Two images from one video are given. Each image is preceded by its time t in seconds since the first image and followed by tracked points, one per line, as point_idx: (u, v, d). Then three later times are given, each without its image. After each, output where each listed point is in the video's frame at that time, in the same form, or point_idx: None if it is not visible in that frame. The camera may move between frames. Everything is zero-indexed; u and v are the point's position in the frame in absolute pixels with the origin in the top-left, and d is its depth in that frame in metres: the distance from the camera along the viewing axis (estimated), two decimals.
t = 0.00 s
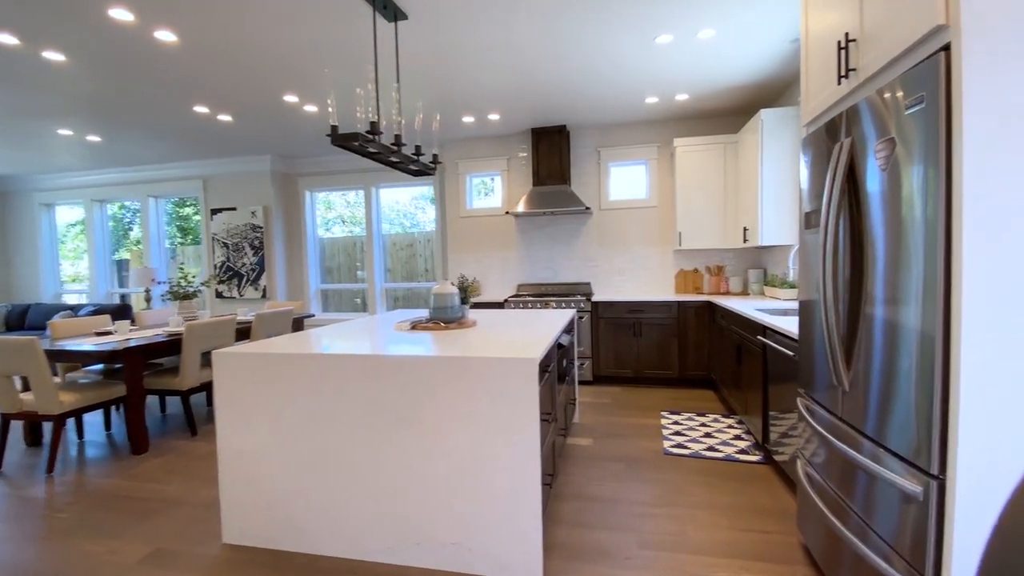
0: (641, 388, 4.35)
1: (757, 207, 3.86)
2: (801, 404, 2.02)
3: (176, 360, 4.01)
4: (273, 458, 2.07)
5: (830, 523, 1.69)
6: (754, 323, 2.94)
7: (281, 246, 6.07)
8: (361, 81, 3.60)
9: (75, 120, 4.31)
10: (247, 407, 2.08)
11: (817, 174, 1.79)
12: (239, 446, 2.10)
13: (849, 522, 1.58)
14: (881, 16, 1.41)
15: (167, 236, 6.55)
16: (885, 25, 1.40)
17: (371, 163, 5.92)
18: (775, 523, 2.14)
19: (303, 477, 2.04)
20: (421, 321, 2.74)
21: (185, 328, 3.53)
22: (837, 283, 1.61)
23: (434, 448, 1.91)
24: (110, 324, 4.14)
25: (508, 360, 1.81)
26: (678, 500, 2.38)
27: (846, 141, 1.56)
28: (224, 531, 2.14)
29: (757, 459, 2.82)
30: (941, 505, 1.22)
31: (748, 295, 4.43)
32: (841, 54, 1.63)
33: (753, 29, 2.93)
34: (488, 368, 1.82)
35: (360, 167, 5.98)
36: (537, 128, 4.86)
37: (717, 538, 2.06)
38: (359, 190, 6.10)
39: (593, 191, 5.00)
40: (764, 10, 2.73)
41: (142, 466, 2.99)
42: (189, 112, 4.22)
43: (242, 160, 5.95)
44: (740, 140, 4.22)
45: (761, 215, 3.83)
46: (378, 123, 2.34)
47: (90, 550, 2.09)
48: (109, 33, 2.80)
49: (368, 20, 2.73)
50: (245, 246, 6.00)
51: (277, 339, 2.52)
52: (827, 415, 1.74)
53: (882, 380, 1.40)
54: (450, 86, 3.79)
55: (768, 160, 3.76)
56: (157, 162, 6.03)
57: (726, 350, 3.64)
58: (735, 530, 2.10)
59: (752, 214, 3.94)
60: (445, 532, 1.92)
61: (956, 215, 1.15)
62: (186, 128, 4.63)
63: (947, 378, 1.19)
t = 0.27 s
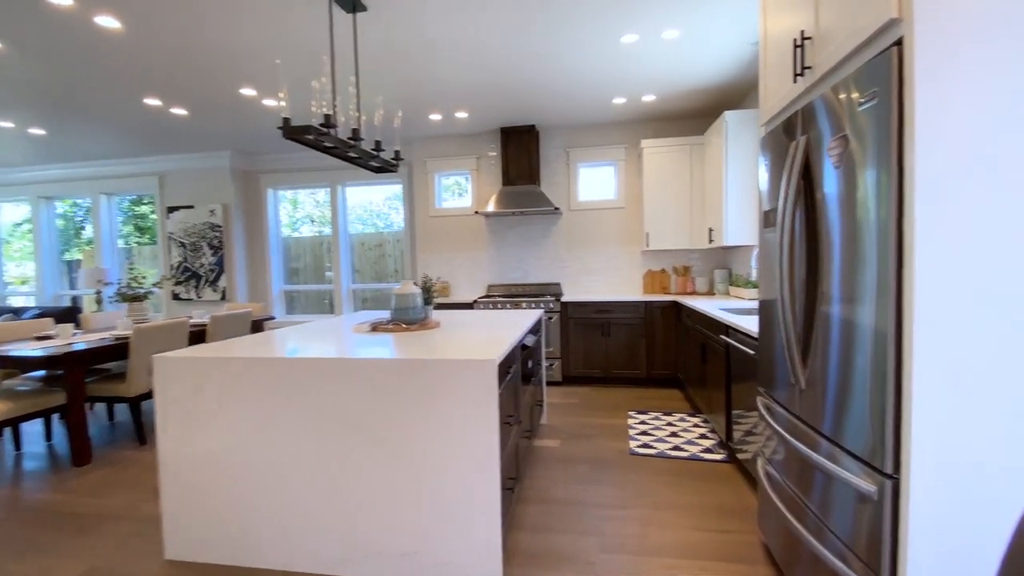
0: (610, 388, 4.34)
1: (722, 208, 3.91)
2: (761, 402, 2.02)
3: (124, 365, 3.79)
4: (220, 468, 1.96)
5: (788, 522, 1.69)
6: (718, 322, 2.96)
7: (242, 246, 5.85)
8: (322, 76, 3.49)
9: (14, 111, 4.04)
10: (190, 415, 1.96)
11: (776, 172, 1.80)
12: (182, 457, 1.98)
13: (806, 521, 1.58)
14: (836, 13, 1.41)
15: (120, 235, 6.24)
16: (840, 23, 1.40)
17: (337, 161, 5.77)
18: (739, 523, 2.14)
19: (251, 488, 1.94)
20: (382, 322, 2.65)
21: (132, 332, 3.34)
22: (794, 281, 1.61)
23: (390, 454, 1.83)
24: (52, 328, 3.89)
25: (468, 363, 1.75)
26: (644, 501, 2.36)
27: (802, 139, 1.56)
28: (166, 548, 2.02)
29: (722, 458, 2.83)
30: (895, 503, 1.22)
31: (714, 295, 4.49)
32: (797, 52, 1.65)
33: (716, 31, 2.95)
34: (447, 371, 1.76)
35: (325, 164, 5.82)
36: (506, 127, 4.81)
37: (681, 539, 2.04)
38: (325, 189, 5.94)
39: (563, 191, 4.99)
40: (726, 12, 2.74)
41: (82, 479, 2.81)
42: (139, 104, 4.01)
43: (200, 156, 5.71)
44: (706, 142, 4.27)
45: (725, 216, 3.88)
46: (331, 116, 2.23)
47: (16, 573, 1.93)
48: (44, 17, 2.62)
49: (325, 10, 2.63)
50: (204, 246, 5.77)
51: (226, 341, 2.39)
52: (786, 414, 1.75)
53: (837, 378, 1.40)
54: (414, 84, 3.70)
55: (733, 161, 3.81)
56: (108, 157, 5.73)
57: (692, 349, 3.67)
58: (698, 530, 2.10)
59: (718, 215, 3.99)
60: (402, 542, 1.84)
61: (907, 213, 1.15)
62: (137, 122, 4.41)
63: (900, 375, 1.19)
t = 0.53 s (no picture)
0: (572, 390, 4.34)
1: (681, 211, 3.96)
2: (715, 403, 2.03)
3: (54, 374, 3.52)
4: (149, 486, 1.82)
5: (741, 524, 1.70)
6: (675, 323, 2.98)
7: (190, 246, 5.56)
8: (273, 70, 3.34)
9: None
10: (116, 429, 1.81)
11: (727, 173, 1.81)
12: (107, 475, 1.83)
13: (757, 524, 1.58)
14: (784, 15, 1.42)
15: (55, 234, 5.84)
16: (788, 24, 1.40)
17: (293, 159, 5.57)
18: (695, 524, 2.15)
19: (184, 506, 1.80)
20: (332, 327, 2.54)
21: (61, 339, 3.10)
22: (745, 283, 1.62)
23: (334, 466, 1.74)
24: None
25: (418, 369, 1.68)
26: (602, 505, 2.34)
27: (752, 141, 1.57)
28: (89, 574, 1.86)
29: (680, 458, 2.84)
30: (843, 506, 1.22)
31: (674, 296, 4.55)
32: (748, 54, 1.66)
33: (672, 34, 2.98)
34: (396, 377, 1.68)
35: (281, 161, 5.60)
36: (468, 126, 4.74)
37: (638, 543, 2.02)
38: (280, 187, 5.72)
39: (525, 192, 4.96)
40: (682, 15, 2.76)
41: None
42: (72, 94, 3.74)
43: (144, 151, 5.40)
44: (665, 145, 4.32)
45: (683, 218, 3.93)
46: (274, 109, 2.11)
47: None
48: None
49: None
50: (148, 246, 5.46)
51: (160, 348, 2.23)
52: (738, 416, 1.75)
53: (786, 379, 1.40)
54: (371, 80, 3.59)
55: (691, 164, 3.87)
56: (40, 151, 5.35)
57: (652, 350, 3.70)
58: (654, 534, 2.09)
59: (676, 217, 4.04)
60: (349, 559, 1.75)
61: (851, 215, 1.15)
62: (70, 113, 4.11)
63: (846, 376, 1.19)
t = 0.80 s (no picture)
0: (529, 393, 4.29)
1: (634, 214, 3.99)
2: (662, 408, 2.01)
3: None
4: (49, 515, 1.63)
5: (686, 532, 1.67)
6: (627, 326, 2.97)
7: (122, 247, 5.19)
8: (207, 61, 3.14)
9: None
10: (9, 454, 1.62)
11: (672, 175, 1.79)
12: None
13: (702, 533, 1.55)
14: (725, 16, 1.40)
15: None
16: (727, 25, 1.39)
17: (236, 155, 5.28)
18: (644, 531, 2.13)
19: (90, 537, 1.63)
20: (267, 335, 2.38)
21: None
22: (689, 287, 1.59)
23: (259, 488, 1.60)
24: None
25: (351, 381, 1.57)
26: (552, 514, 2.28)
27: (694, 143, 1.55)
28: None
29: (631, 462, 2.83)
30: (782, 517, 1.20)
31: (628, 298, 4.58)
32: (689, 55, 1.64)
33: (623, 37, 2.97)
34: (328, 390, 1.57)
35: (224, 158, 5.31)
36: (421, 125, 4.62)
37: (587, 554, 1.98)
38: (223, 185, 5.42)
39: (481, 193, 4.88)
40: (631, 17, 2.75)
41: None
42: None
43: (68, 144, 4.99)
44: (620, 148, 4.34)
45: (637, 221, 3.96)
46: (196, 100, 1.94)
47: None
48: None
49: None
50: (74, 247, 5.05)
51: (68, 360, 2.02)
52: (684, 422, 1.73)
53: (727, 385, 1.38)
54: (315, 74, 3.43)
55: (643, 168, 3.90)
56: None
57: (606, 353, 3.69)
58: (604, 543, 2.05)
59: (630, 219, 4.06)
60: None
61: (788, 218, 1.13)
62: None
63: (784, 383, 1.17)
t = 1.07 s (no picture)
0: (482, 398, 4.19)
1: (587, 215, 3.98)
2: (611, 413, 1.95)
3: None
4: None
5: (634, 544, 1.61)
6: (578, 328, 2.93)
7: (36, 247, 4.73)
8: (125, 44, 2.87)
9: None
10: None
11: (618, 174, 1.74)
12: None
13: (649, 546, 1.49)
14: (668, 10, 1.36)
15: None
16: (670, 19, 1.35)
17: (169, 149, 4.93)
18: (593, 540, 2.07)
19: None
20: (188, 344, 2.17)
21: None
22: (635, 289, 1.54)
23: (170, 514, 1.45)
24: None
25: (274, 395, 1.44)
26: (500, 526, 2.20)
27: (639, 140, 1.50)
28: None
29: (583, 467, 2.79)
30: (727, 531, 1.15)
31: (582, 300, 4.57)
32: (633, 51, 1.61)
33: (572, 36, 2.94)
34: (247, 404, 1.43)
35: (155, 151, 4.94)
36: (370, 121, 4.45)
37: (534, 567, 1.90)
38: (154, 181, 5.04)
39: (433, 193, 4.75)
40: (581, 16, 2.72)
41: None
42: None
43: None
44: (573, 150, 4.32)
45: (589, 222, 3.95)
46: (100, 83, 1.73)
47: None
48: None
49: None
50: None
51: None
52: (631, 429, 1.67)
53: (673, 392, 1.33)
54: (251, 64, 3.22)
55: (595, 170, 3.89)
56: None
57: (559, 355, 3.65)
58: (552, 554, 1.98)
59: (583, 221, 4.04)
60: None
61: (731, 218, 1.08)
62: None
63: (726, 390, 1.12)
